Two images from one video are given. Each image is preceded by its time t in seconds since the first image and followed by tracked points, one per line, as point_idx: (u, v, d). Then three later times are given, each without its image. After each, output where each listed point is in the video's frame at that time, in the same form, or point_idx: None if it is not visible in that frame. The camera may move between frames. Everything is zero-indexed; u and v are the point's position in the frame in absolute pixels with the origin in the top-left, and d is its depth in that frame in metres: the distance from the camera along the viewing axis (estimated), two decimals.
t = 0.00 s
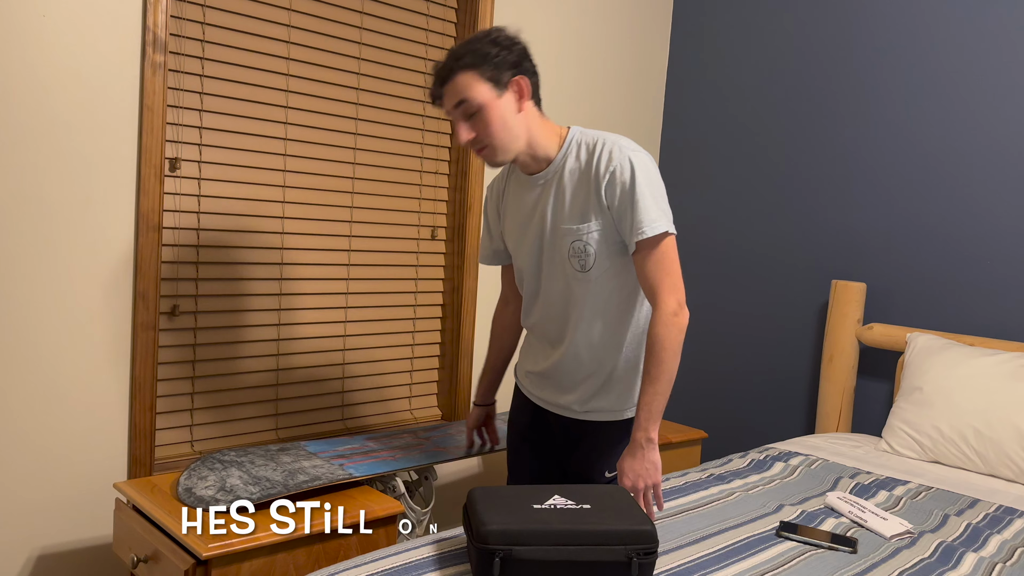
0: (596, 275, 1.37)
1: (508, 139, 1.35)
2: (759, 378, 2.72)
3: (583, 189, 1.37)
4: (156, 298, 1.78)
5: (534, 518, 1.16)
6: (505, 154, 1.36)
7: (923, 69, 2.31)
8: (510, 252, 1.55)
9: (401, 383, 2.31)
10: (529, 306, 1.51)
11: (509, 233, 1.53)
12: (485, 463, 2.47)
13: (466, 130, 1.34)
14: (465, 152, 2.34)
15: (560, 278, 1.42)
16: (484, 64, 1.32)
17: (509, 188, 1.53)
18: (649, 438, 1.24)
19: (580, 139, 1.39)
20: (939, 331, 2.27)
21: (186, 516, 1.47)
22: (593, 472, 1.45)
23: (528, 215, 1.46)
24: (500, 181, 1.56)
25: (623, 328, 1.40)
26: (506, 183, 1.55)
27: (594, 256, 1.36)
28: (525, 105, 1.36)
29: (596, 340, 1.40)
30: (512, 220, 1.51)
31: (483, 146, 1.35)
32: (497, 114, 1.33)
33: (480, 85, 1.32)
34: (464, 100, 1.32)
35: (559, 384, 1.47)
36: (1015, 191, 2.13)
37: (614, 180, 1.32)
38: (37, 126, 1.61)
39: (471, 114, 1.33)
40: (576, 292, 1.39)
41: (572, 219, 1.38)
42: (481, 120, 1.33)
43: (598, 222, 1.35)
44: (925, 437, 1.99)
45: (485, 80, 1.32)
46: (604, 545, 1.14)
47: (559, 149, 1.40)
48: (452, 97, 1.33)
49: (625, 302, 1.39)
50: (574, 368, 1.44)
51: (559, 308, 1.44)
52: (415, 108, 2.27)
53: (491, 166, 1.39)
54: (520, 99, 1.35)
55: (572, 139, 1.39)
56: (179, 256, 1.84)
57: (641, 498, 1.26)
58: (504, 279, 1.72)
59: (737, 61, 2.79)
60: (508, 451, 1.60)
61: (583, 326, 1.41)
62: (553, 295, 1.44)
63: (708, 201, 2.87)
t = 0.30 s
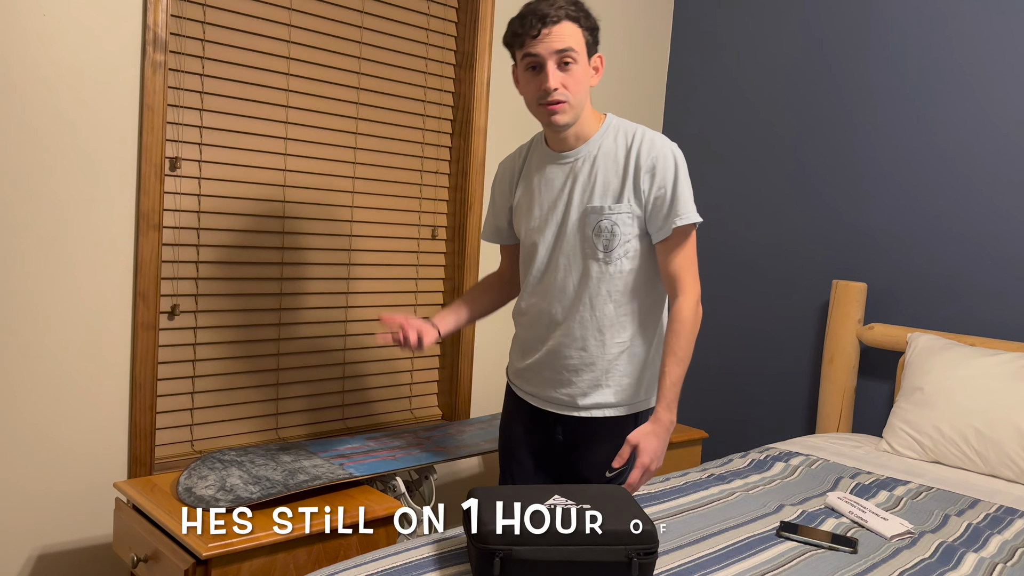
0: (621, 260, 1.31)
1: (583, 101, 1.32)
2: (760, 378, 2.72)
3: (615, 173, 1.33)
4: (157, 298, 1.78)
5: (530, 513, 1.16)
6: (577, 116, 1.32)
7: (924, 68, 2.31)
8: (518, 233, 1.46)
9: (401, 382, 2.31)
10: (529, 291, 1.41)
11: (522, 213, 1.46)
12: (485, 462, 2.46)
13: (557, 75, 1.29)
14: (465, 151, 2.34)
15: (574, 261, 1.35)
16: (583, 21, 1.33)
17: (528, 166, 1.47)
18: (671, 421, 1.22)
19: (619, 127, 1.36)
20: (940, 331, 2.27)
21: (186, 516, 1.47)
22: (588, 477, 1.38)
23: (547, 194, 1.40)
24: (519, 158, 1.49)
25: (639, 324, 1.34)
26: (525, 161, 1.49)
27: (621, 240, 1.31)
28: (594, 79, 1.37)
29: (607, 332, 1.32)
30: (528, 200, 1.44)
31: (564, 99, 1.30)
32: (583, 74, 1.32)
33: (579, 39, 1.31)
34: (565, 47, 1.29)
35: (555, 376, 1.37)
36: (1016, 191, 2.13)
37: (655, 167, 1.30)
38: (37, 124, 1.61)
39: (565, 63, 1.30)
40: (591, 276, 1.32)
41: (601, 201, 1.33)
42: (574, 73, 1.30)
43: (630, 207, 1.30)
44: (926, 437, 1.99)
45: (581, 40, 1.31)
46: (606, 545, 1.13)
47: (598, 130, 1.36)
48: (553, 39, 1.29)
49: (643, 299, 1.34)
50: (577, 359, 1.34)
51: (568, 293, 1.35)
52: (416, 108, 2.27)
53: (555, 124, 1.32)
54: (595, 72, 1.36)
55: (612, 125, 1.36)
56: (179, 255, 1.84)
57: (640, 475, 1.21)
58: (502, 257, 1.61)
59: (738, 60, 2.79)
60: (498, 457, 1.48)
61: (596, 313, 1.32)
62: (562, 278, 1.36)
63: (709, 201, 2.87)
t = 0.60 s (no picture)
0: (633, 259, 1.31)
1: (611, 93, 1.32)
2: (761, 378, 2.72)
3: (633, 172, 1.33)
4: (156, 299, 1.77)
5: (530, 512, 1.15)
6: (603, 107, 1.32)
7: (926, 68, 2.30)
8: (527, 225, 1.45)
9: (401, 383, 2.31)
10: (535, 284, 1.40)
11: (533, 205, 1.45)
12: (486, 463, 2.46)
13: (589, 65, 1.29)
14: (466, 152, 2.34)
15: (586, 255, 1.34)
16: (616, 14, 1.32)
17: (542, 157, 1.46)
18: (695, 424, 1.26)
19: (638, 127, 1.37)
20: (941, 331, 2.26)
21: (186, 516, 1.46)
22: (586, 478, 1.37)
23: (561, 187, 1.39)
24: (532, 149, 1.48)
25: (648, 326, 1.34)
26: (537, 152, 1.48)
27: (635, 239, 1.31)
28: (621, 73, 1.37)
29: (618, 330, 1.31)
30: (540, 192, 1.43)
31: (593, 90, 1.30)
32: (612, 66, 1.31)
33: (612, 32, 1.31)
34: (599, 38, 1.29)
35: (559, 371, 1.35)
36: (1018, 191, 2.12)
37: (674, 170, 1.30)
38: (37, 124, 1.61)
39: (597, 54, 1.30)
40: (604, 273, 1.32)
41: (616, 198, 1.33)
42: (604, 64, 1.30)
43: (647, 206, 1.30)
44: (927, 438, 1.98)
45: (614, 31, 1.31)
46: (607, 546, 1.13)
47: (620, 128, 1.36)
48: (587, 28, 1.29)
49: (654, 300, 1.34)
50: (584, 355, 1.33)
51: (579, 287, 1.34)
52: (416, 108, 2.26)
53: (581, 113, 1.31)
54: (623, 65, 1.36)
55: (633, 124, 1.37)
56: (179, 256, 1.84)
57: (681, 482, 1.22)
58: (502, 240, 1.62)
59: (739, 60, 2.78)
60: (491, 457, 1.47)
61: (607, 310, 1.32)
62: (573, 272, 1.35)
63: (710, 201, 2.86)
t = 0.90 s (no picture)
0: (630, 264, 1.31)
1: (613, 94, 1.32)
2: (762, 382, 2.71)
3: (633, 177, 1.33)
4: (156, 304, 1.77)
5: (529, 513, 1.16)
6: (604, 110, 1.32)
7: (926, 71, 2.30)
8: (525, 227, 1.44)
9: (402, 387, 2.30)
10: (531, 286, 1.38)
11: (531, 207, 1.43)
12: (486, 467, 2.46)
13: (590, 69, 1.29)
14: (466, 156, 2.34)
15: (584, 258, 1.33)
16: (619, 19, 1.33)
17: (541, 159, 1.44)
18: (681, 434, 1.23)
19: (640, 132, 1.36)
20: (942, 335, 2.26)
21: (186, 517, 1.47)
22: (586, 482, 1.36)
23: (560, 189, 1.38)
24: (532, 151, 1.47)
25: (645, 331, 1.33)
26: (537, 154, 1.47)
27: (634, 243, 1.30)
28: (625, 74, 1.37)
29: (616, 334, 1.31)
30: (538, 194, 1.42)
31: (594, 93, 1.30)
32: (614, 68, 1.31)
33: (614, 36, 1.31)
34: (601, 42, 1.29)
35: (555, 375, 1.34)
36: (1018, 194, 2.12)
37: (674, 177, 1.30)
38: (38, 128, 1.61)
39: (598, 58, 1.30)
40: (602, 276, 1.32)
41: (616, 202, 1.32)
42: (606, 68, 1.30)
43: (647, 211, 1.30)
44: (929, 441, 1.98)
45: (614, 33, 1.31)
46: (608, 552, 1.13)
47: (621, 132, 1.36)
48: (588, 33, 1.29)
49: (651, 306, 1.34)
50: (581, 359, 1.31)
51: (576, 290, 1.32)
52: (416, 112, 2.26)
53: (582, 115, 1.31)
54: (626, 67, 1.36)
55: (634, 130, 1.37)
56: (179, 261, 1.84)
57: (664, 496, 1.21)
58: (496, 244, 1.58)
59: (739, 63, 2.78)
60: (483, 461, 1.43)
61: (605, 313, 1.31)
62: (570, 275, 1.34)
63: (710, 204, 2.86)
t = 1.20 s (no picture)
0: (612, 269, 1.24)
1: (596, 98, 1.25)
2: (763, 386, 2.71)
3: (616, 180, 1.26)
4: (156, 310, 1.77)
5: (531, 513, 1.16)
6: (586, 116, 1.25)
7: (926, 75, 2.30)
8: (500, 229, 1.36)
9: (402, 393, 2.30)
10: (509, 292, 1.31)
11: (507, 208, 1.35)
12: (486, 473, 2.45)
13: (565, 76, 1.21)
14: (466, 161, 2.33)
15: (565, 262, 1.26)
16: (598, 16, 1.23)
17: (519, 159, 1.37)
18: (621, 434, 1.18)
19: (622, 135, 1.30)
20: (944, 339, 2.25)
21: (186, 517, 1.49)
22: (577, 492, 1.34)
23: (540, 190, 1.30)
24: (511, 151, 1.40)
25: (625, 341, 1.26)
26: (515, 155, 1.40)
27: (616, 248, 1.23)
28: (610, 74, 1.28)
29: (597, 341, 1.24)
30: (515, 195, 1.34)
31: (572, 100, 1.22)
32: (597, 72, 1.23)
33: (592, 36, 1.22)
34: (576, 45, 1.20)
35: (533, 384, 1.26)
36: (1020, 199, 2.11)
37: (659, 182, 1.24)
38: (37, 135, 1.60)
39: (575, 62, 1.21)
40: (584, 280, 1.24)
41: (598, 205, 1.25)
42: (585, 72, 1.21)
43: (631, 216, 1.24)
44: (931, 446, 1.97)
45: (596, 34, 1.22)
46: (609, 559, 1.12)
47: (605, 136, 1.29)
48: (562, 36, 1.20)
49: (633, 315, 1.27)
50: (560, 367, 1.24)
51: (556, 295, 1.25)
52: (416, 117, 2.26)
53: (564, 122, 1.24)
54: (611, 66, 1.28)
55: (618, 133, 1.30)
56: (179, 266, 1.83)
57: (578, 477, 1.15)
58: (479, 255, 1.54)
59: (739, 68, 2.79)
60: (464, 481, 1.39)
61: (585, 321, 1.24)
62: (551, 279, 1.26)
63: (711, 209, 2.86)
